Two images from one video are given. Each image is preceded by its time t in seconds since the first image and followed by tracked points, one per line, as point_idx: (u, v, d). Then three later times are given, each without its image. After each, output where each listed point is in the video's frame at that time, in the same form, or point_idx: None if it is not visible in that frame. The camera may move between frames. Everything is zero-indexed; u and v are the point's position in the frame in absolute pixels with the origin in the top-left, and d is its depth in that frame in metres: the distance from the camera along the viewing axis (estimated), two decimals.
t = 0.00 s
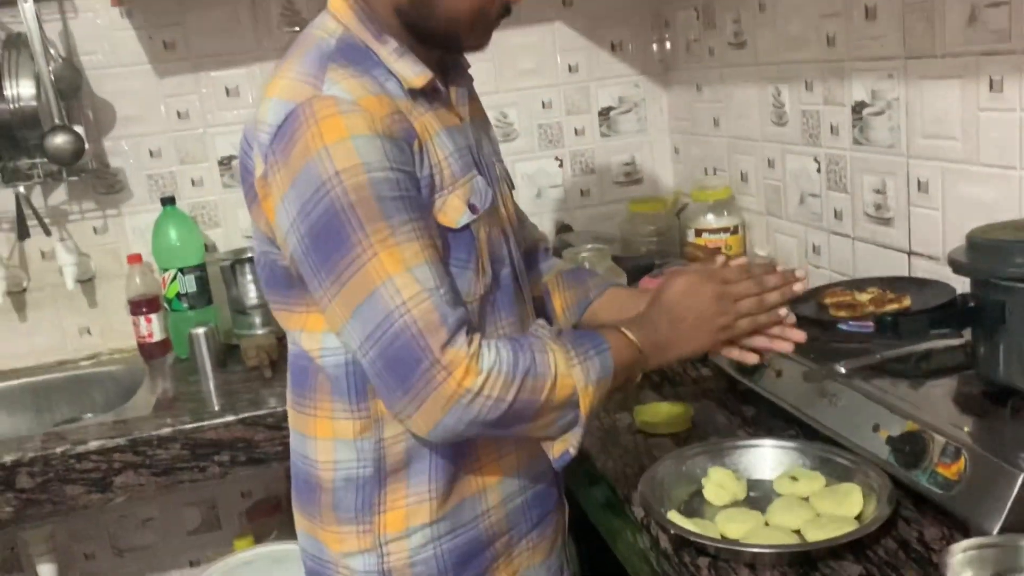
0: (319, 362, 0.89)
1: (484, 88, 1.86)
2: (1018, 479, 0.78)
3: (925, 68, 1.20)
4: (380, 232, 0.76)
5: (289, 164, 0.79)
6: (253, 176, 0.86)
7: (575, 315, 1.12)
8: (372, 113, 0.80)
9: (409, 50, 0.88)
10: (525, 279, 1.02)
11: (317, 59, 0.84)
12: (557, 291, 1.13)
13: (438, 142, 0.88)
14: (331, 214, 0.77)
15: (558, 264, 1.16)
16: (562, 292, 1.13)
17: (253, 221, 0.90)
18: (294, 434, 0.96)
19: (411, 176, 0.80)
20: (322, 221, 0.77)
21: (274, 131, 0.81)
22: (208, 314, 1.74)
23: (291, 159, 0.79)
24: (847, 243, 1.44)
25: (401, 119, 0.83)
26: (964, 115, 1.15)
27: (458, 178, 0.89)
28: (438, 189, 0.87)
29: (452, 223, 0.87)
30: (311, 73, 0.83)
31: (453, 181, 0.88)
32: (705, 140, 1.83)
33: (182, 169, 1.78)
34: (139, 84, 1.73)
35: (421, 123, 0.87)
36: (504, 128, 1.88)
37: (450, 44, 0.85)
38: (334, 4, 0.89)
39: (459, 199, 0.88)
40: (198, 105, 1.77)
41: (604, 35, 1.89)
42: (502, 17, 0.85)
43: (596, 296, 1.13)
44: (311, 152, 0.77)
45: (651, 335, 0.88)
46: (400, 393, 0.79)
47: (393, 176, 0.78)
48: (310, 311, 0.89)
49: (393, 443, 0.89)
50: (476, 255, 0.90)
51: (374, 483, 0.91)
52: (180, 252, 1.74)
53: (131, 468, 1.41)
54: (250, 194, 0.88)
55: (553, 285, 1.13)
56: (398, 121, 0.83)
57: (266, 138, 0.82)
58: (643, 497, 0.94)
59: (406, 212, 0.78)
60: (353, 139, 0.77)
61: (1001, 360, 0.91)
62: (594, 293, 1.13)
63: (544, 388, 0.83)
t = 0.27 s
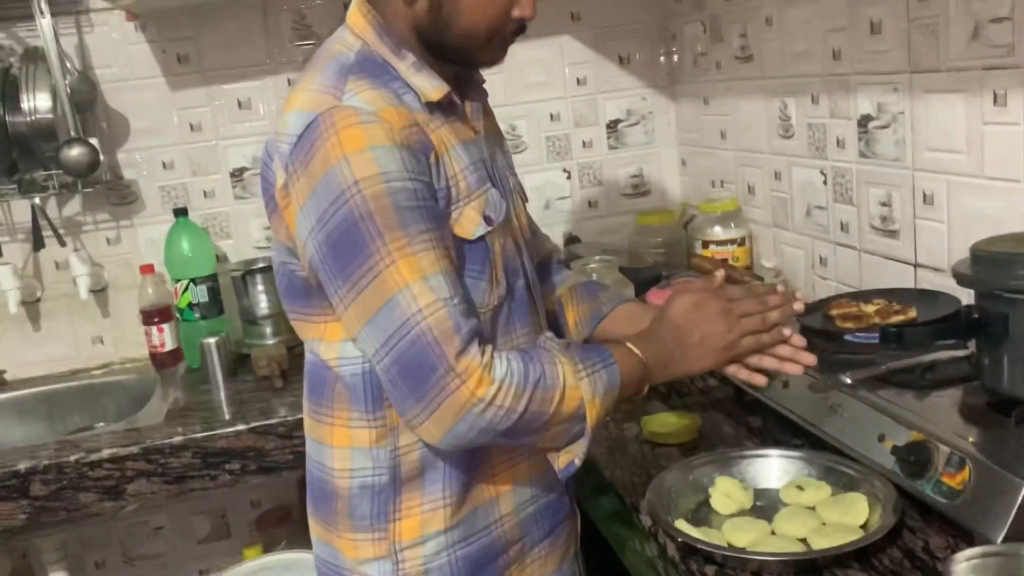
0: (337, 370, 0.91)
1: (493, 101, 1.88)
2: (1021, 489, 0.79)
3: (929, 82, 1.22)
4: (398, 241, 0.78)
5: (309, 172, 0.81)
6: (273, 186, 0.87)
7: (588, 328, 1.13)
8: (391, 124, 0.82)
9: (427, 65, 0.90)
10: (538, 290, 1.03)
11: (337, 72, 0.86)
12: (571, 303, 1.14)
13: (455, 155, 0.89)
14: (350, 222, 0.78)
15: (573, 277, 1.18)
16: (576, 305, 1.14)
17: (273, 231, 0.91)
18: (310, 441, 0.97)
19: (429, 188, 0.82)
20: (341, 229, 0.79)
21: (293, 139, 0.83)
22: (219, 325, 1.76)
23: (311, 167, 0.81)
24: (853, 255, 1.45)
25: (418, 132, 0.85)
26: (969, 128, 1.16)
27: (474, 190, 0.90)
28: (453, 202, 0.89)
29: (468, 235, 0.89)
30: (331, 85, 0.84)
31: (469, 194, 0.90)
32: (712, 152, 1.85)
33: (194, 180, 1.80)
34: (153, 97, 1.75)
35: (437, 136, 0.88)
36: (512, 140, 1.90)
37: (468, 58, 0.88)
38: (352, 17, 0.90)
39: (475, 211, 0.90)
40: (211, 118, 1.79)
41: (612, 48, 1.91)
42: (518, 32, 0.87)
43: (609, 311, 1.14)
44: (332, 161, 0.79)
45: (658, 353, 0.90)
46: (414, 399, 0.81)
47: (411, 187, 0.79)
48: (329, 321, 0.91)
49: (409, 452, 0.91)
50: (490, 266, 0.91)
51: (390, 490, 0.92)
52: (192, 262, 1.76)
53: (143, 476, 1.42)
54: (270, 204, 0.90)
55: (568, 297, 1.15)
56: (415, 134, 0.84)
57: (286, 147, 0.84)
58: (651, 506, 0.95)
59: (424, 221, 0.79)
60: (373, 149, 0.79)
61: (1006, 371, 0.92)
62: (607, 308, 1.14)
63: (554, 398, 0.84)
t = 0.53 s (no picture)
0: (347, 373, 0.92)
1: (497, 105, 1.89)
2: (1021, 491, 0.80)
3: (931, 88, 1.23)
4: (410, 245, 0.79)
5: (322, 177, 0.82)
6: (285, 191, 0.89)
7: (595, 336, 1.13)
8: (402, 130, 0.83)
9: (435, 71, 0.91)
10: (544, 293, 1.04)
11: (349, 78, 0.87)
12: (577, 312, 1.15)
13: (463, 161, 0.90)
14: (363, 226, 0.79)
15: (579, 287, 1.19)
16: (582, 313, 1.15)
17: (284, 235, 0.93)
18: (320, 444, 0.99)
19: (439, 193, 0.83)
20: (354, 233, 0.80)
21: (306, 145, 0.84)
22: (225, 327, 1.77)
23: (324, 173, 0.82)
24: (856, 259, 1.45)
25: (428, 138, 0.86)
26: (970, 134, 1.17)
27: (482, 196, 0.91)
28: (462, 207, 0.90)
29: (476, 240, 0.90)
30: (342, 91, 0.85)
31: (477, 200, 0.91)
32: (715, 156, 1.85)
33: (201, 184, 1.82)
34: (160, 101, 1.77)
35: (446, 142, 0.89)
36: (516, 144, 1.91)
37: (476, 65, 0.89)
38: (362, 24, 0.91)
39: (483, 216, 0.91)
40: (217, 122, 1.80)
41: (616, 53, 1.92)
42: (527, 40, 0.88)
43: (615, 320, 1.14)
44: (345, 167, 0.80)
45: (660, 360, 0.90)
46: (424, 401, 0.82)
47: (423, 192, 0.80)
48: (337, 326, 0.93)
49: (417, 454, 0.92)
50: (498, 270, 0.92)
51: (399, 492, 0.93)
52: (198, 265, 1.78)
53: (150, 477, 1.43)
54: (282, 208, 0.91)
55: (574, 305, 1.16)
56: (426, 140, 0.85)
57: (298, 152, 0.85)
58: (654, 508, 0.96)
59: (435, 226, 0.80)
60: (385, 155, 0.80)
61: (1006, 375, 0.92)
62: (614, 317, 1.14)
63: (561, 402, 0.85)
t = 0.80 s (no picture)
0: (349, 365, 0.93)
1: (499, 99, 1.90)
2: (1013, 481, 0.81)
3: (929, 83, 1.24)
4: (403, 246, 0.80)
5: (319, 176, 0.83)
6: (286, 187, 0.90)
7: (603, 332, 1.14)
8: (400, 129, 0.84)
9: (435, 67, 0.92)
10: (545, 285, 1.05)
11: (349, 76, 0.88)
12: (589, 306, 1.16)
13: (462, 156, 0.92)
14: (358, 226, 0.81)
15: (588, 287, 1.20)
16: (594, 309, 1.15)
17: (286, 230, 0.94)
18: (323, 434, 1.00)
19: (436, 191, 0.84)
20: (348, 233, 0.81)
21: (305, 144, 0.85)
22: (229, 319, 1.79)
23: (321, 172, 0.83)
24: (855, 253, 1.46)
25: (427, 135, 0.87)
26: (968, 128, 1.18)
27: (480, 190, 0.93)
28: (461, 201, 0.91)
29: (475, 234, 0.91)
30: (342, 89, 0.86)
31: (476, 194, 0.92)
32: (716, 150, 1.86)
33: (205, 177, 1.83)
34: (165, 95, 1.78)
35: (446, 138, 0.90)
36: (518, 138, 1.92)
37: (476, 57, 0.90)
38: (363, 19, 0.92)
39: (482, 210, 0.92)
40: (221, 115, 1.81)
41: (618, 47, 1.93)
42: (525, 33, 0.89)
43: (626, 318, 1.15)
44: (342, 166, 0.81)
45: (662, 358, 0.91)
46: (412, 400, 0.83)
47: (418, 193, 0.81)
48: (337, 318, 0.94)
49: (419, 444, 0.93)
50: (497, 264, 0.94)
51: (402, 481, 0.95)
52: (202, 258, 1.79)
53: (155, 467, 1.45)
54: (283, 204, 0.92)
55: (586, 300, 1.16)
56: (424, 137, 0.86)
57: (299, 150, 0.86)
58: (652, 497, 0.97)
59: (429, 226, 0.81)
60: (381, 155, 0.81)
61: (1001, 368, 0.93)
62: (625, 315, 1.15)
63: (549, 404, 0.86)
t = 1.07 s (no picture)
0: (346, 341, 0.94)
1: (503, 83, 1.91)
2: (1006, 457, 0.82)
3: (931, 65, 1.24)
4: (390, 221, 0.81)
5: (311, 153, 0.85)
6: (281, 165, 0.92)
7: (608, 307, 1.16)
8: (390, 105, 0.85)
9: (430, 45, 0.93)
10: (541, 265, 1.07)
11: (343, 54, 0.89)
12: (595, 281, 1.17)
13: (455, 135, 0.92)
14: (346, 202, 0.82)
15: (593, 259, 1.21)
16: (599, 283, 1.17)
17: (283, 208, 0.96)
18: (324, 409, 1.01)
19: (426, 167, 0.85)
20: (337, 209, 0.83)
21: (299, 121, 0.87)
22: (233, 302, 1.80)
23: (313, 148, 0.84)
24: (856, 236, 1.47)
25: (419, 112, 0.88)
26: (968, 111, 1.18)
27: (473, 169, 0.94)
28: (454, 180, 0.92)
29: (468, 212, 0.92)
30: (336, 67, 0.88)
31: (469, 173, 0.93)
32: (720, 135, 1.87)
33: (210, 160, 1.84)
34: (170, 78, 1.79)
35: (438, 116, 0.91)
36: (522, 122, 1.93)
37: (470, 36, 0.90)
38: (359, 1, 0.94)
39: (475, 189, 0.93)
40: (226, 99, 1.82)
41: (622, 32, 1.93)
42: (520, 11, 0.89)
43: (632, 291, 1.17)
44: (332, 143, 0.83)
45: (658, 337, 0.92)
46: (398, 375, 0.84)
47: (406, 168, 0.83)
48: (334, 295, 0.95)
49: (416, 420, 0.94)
50: (491, 242, 0.95)
51: (400, 455, 0.96)
52: (208, 241, 1.80)
53: (160, 447, 1.47)
54: (279, 183, 0.94)
55: (592, 275, 1.18)
56: (416, 114, 0.87)
57: (293, 128, 0.87)
58: (650, 473, 0.98)
59: (416, 202, 0.83)
60: (370, 131, 0.82)
61: (997, 347, 0.94)
62: (631, 288, 1.17)
63: (536, 378, 0.86)
